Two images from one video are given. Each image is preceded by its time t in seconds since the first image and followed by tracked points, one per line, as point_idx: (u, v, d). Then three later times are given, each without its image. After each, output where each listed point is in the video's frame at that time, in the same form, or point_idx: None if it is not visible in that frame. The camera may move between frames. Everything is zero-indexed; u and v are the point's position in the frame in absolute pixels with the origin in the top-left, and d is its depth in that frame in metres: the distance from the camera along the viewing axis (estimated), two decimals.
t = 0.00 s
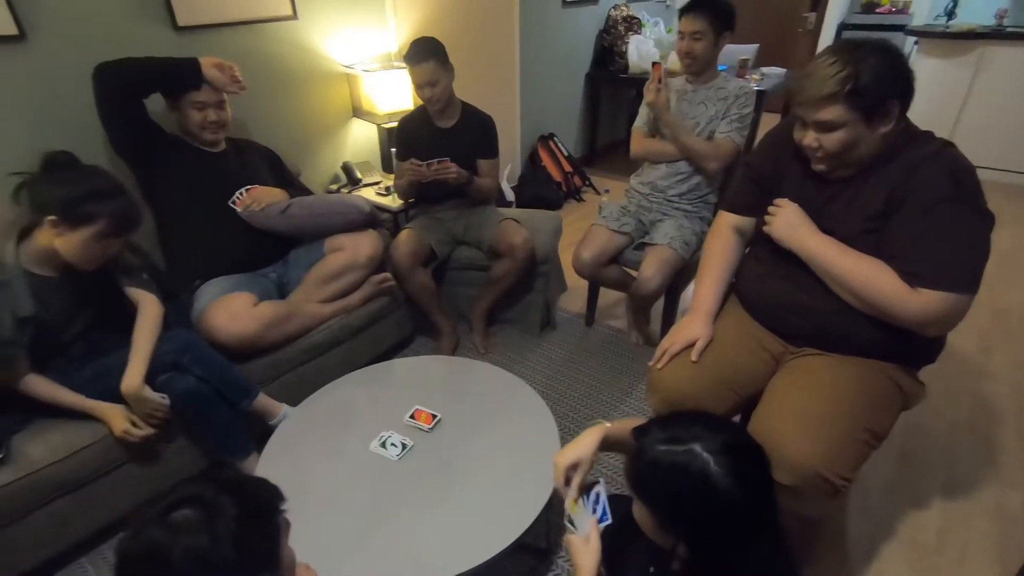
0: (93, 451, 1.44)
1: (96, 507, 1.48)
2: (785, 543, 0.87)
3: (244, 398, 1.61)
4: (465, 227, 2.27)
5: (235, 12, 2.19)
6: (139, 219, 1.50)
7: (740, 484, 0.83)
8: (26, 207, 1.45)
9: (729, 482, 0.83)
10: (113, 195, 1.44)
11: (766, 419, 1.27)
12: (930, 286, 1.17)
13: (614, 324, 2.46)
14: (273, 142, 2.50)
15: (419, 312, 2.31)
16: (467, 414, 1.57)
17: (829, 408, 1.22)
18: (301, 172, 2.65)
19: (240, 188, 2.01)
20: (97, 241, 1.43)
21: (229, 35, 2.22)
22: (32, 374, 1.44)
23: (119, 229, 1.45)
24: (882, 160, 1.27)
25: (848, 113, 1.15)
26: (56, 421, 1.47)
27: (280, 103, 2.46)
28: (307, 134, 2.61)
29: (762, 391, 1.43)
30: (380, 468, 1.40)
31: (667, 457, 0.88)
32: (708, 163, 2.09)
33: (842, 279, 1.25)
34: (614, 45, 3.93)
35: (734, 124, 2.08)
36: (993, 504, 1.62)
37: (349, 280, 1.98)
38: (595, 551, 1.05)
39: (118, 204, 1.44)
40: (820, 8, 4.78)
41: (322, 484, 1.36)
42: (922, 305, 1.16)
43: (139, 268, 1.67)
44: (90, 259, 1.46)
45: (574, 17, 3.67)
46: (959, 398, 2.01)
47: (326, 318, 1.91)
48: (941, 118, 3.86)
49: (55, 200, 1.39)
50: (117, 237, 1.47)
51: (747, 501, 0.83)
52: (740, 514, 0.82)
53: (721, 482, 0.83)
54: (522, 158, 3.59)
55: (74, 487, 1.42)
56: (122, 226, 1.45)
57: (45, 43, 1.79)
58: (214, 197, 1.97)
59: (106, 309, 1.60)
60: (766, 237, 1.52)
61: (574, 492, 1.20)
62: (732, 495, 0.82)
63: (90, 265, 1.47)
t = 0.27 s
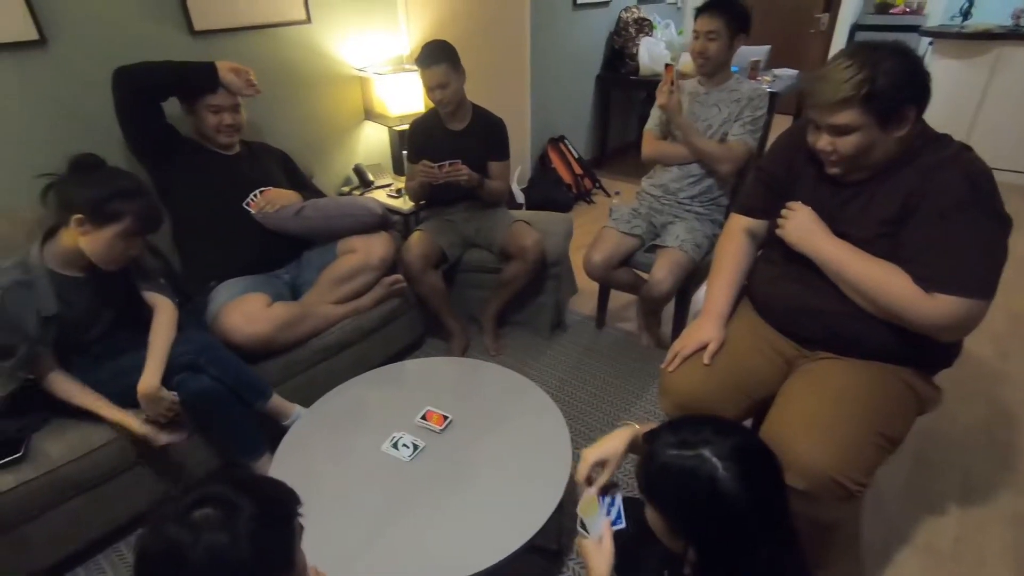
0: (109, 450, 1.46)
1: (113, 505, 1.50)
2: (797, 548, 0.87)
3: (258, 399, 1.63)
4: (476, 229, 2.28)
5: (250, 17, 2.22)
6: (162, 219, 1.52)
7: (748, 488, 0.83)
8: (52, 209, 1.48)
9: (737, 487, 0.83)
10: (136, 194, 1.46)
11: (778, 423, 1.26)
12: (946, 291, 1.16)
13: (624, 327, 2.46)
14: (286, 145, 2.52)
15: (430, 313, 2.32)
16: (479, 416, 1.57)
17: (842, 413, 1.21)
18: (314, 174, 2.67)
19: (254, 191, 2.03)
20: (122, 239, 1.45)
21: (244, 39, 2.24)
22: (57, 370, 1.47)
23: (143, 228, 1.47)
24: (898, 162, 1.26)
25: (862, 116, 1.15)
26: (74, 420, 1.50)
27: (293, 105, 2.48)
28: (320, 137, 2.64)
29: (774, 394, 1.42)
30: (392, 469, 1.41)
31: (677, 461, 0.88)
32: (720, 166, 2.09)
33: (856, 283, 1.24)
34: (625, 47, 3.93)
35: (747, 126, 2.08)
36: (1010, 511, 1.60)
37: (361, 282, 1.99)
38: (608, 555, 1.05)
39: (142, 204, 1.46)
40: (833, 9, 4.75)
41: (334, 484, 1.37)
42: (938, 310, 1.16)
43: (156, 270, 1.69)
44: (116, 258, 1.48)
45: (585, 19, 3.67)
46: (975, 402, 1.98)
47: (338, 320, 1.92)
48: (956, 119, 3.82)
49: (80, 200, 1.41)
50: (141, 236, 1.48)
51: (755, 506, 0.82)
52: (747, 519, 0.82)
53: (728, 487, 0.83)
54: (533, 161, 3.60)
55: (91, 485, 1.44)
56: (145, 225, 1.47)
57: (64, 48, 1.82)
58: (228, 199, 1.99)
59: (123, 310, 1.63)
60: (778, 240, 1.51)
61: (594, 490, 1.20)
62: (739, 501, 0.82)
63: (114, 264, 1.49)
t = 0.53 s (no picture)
0: (120, 450, 1.47)
1: (122, 505, 1.51)
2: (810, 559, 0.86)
3: (267, 400, 1.63)
4: (484, 234, 2.29)
5: (263, 22, 2.24)
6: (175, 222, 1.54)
7: (761, 498, 0.83)
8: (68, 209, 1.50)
9: (750, 497, 0.82)
10: (152, 198, 1.48)
11: (789, 432, 1.26)
12: (959, 301, 1.15)
13: (631, 333, 2.45)
14: (297, 148, 2.54)
15: (438, 317, 2.33)
16: (486, 421, 1.57)
17: (853, 422, 1.21)
18: (324, 178, 2.69)
19: (265, 194, 2.05)
20: (135, 242, 1.47)
21: (257, 43, 2.27)
22: (72, 368, 1.48)
23: (156, 230, 1.49)
24: (910, 172, 1.25)
25: (877, 125, 1.14)
26: (86, 419, 1.51)
27: (304, 109, 2.50)
28: (330, 141, 2.65)
29: (784, 402, 1.42)
30: (400, 473, 1.41)
31: (689, 469, 0.87)
32: (730, 173, 2.09)
33: (868, 292, 1.24)
34: (634, 53, 3.94)
35: (757, 134, 2.07)
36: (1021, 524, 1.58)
37: (370, 285, 2.00)
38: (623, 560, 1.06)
39: (157, 206, 1.48)
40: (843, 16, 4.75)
41: (343, 487, 1.37)
42: (951, 320, 1.15)
43: (168, 271, 1.70)
44: (129, 259, 1.49)
45: (594, 25, 3.68)
46: (986, 414, 1.97)
47: (347, 323, 1.93)
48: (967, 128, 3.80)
49: (95, 201, 1.42)
50: (153, 238, 1.50)
51: (767, 517, 0.82)
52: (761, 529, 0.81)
53: (742, 497, 0.82)
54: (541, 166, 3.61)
55: (102, 484, 1.45)
56: (158, 227, 1.49)
57: (81, 51, 1.84)
58: (240, 202, 2.01)
59: (135, 311, 1.64)
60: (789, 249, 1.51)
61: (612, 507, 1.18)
62: (752, 511, 0.81)
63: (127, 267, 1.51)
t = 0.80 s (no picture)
0: (121, 449, 1.47)
1: (123, 504, 1.51)
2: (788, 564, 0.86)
3: (269, 401, 1.63)
4: (487, 235, 2.29)
5: (268, 22, 2.25)
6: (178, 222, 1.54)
7: (744, 503, 0.82)
8: (72, 208, 1.50)
9: (733, 501, 0.81)
10: (156, 199, 1.48)
11: (791, 437, 1.25)
12: (965, 306, 1.15)
13: (634, 336, 2.45)
14: (301, 149, 2.54)
15: (440, 319, 2.33)
16: (487, 422, 1.57)
17: (857, 427, 1.20)
18: (327, 178, 2.70)
19: (269, 194, 2.05)
20: (138, 243, 1.47)
21: (262, 44, 2.27)
22: (73, 367, 1.49)
23: (159, 231, 1.49)
24: (916, 176, 1.25)
25: (884, 127, 1.14)
26: (88, 417, 1.51)
27: (309, 110, 2.51)
28: (334, 141, 2.66)
29: (787, 407, 1.41)
30: (400, 474, 1.41)
31: (675, 469, 0.86)
32: (734, 177, 2.08)
33: (873, 296, 1.23)
34: (638, 56, 3.94)
35: (761, 138, 2.07)
36: None
37: (373, 286, 2.00)
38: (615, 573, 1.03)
39: (159, 207, 1.48)
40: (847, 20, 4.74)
41: (344, 488, 1.37)
42: (958, 325, 1.14)
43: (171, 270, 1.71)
44: (132, 259, 1.49)
45: (598, 28, 3.68)
46: (989, 420, 1.96)
47: (348, 324, 1.93)
48: (973, 133, 3.79)
49: (99, 200, 1.42)
50: (156, 239, 1.50)
51: (748, 522, 0.81)
52: (740, 534, 0.81)
53: (725, 501, 0.81)
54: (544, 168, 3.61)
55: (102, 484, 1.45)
56: (161, 228, 1.49)
57: (87, 50, 1.84)
58: (244, 202, 2.01)
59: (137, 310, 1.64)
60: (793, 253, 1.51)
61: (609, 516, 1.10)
62: (734, 515, 0.81)
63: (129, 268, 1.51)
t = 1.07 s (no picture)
0: (123, 450, 1.47)
1: (125, 504, 1.51)
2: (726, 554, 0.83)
3: (271, 401, 1.64)
4: (489, 236, 2.29)
5: (270, 23, 2.25)
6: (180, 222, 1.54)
7: (687, 487, 0.80)
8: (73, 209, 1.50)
9: (676, 484, 0.79)
10: (158, 200, 1.48)
11: (793, 438, 1.25)
12: (968, 307, 1.14)
13: (635, 337, 2.45)
14: (303, 149, 2.54)
15: (441, 319, 2.33)
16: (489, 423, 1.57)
17: (860, 428, 1.20)
18: (329, 179, 2.70)
19: (271, 194, 2.05)
20: (141, 243, 1.47)
21: (265, 45, 2.28)
22: (78, 367, 1.49)
23: (161, 232, 1.49)
24: (919, 175, 1.25)
25: (886, 127, 1.14)
26: (91, 417, 1.51)
27: (311, 111, 2.51)
28: (336, 142, 2.66)
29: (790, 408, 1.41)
30: (401, 475, 1.41)
31: (621, 447, 0.85)
32: (736, 178, 2.08)
33: (875, 297, 1.23)
34: (640, 57, 3.94)
35: (763, 139, 2.07)
36: None
37: (374, 286, 2.01)
38: None
39: (162, 208, 1.48)
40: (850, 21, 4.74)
41: (344, 489, 1.37)
42: (961, 326, 1.14)
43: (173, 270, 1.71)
44: (133, 259, 1.49)
45: (600, 29, 3.69)
46: (992, 421, 1.96)
47: (350, 325, 1.93)
48: (976, 134, 3.78)
49: (100, 200, 1.43)
50: (157, 239, 1.50)
51: (688, 505, 0.79)
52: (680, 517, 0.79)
53: (667, 483, 0.79)
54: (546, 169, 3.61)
55: (104, 484, 1.46)
56: (163, 228, 1.49)
57: (90, 51, 1.85)
58: (246, 202, 2.02)
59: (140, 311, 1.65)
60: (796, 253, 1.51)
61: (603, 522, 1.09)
62: (675, 498, 0.79)
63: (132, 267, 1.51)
